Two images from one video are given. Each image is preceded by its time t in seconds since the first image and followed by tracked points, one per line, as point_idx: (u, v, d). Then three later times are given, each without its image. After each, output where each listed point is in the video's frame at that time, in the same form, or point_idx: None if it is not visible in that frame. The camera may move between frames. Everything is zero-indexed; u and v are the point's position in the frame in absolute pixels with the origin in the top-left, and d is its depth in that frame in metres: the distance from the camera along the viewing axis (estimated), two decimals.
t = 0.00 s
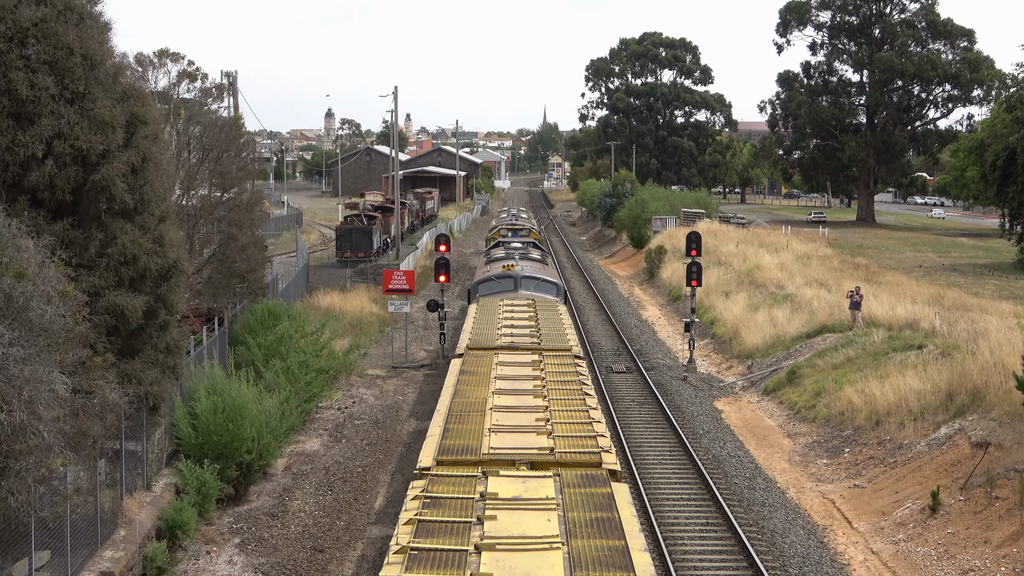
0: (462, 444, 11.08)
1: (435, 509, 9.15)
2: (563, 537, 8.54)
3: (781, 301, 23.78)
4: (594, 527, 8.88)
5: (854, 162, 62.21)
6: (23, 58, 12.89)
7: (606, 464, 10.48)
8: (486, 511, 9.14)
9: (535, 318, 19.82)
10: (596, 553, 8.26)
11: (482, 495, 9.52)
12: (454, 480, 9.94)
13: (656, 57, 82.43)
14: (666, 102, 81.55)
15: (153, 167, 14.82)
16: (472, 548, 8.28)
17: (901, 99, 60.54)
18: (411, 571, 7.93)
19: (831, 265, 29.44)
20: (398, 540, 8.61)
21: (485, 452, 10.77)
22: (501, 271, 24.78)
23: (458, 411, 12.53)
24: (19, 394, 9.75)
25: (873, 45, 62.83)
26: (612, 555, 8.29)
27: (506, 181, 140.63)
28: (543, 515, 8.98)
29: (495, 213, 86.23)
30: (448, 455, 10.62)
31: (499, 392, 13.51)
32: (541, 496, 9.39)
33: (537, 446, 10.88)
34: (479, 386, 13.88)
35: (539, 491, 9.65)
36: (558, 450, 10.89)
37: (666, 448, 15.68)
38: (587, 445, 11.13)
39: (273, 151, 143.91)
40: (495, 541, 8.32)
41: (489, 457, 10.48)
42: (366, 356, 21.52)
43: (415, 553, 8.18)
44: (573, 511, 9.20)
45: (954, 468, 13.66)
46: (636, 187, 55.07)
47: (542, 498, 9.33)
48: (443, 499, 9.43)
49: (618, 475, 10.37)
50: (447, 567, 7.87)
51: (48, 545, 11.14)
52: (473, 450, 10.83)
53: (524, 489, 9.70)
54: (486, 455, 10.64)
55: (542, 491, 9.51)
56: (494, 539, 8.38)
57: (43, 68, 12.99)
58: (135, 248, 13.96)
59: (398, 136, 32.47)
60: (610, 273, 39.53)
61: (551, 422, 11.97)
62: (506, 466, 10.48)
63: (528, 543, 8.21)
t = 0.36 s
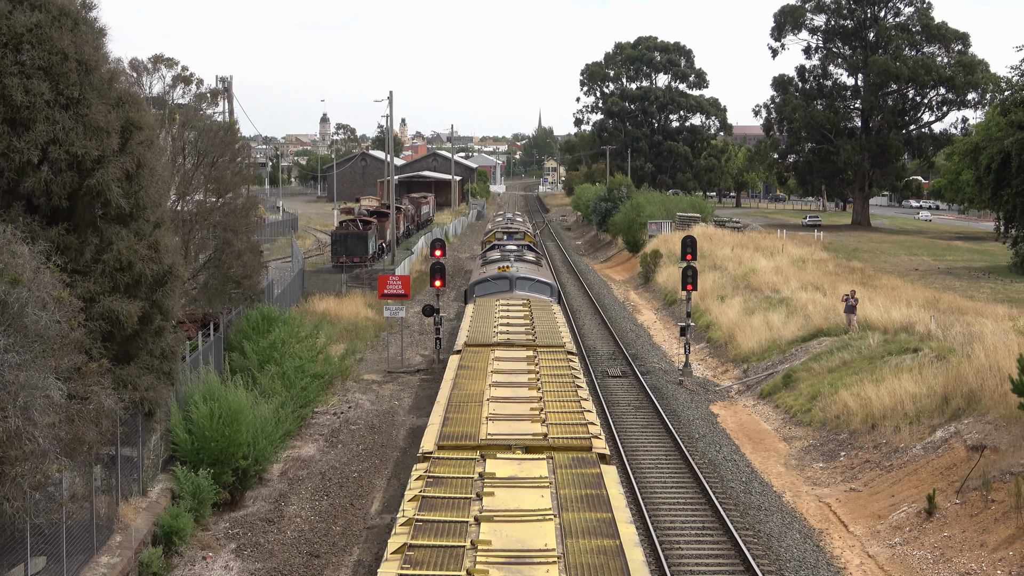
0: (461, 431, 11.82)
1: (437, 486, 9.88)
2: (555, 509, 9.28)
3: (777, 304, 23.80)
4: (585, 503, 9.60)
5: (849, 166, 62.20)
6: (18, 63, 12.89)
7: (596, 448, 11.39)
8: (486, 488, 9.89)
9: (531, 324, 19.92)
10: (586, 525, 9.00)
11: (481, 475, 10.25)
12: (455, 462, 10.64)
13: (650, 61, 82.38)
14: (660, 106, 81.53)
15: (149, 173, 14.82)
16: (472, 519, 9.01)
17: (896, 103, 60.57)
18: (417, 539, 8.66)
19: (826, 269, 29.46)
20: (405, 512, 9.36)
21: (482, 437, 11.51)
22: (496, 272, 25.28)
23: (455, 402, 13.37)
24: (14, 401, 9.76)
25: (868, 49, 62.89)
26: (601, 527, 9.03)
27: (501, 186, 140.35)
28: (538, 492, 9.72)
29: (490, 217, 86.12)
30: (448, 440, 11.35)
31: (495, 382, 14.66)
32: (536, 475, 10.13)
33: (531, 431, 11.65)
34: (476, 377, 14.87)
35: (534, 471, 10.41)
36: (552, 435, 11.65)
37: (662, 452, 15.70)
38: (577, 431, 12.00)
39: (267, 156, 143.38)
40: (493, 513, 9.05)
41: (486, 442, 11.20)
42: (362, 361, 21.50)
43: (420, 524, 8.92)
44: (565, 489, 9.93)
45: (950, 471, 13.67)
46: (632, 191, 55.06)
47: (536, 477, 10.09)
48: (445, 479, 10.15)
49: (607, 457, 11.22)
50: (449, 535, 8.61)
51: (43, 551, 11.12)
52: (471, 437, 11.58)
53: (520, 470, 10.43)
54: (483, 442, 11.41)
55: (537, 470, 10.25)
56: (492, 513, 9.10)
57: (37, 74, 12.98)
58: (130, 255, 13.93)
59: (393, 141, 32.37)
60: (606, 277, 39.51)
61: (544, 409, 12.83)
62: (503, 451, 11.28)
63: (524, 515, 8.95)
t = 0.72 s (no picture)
0: (461, 421, 12.50)
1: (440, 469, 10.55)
2: (550, 488, 9.97)
3: (773, 308, 23.82)
4: (578, 484, 10.29)
5: (846, 170, 62.18)
6: (13, 72, 12.89)
7: (589, 436, 12.13)
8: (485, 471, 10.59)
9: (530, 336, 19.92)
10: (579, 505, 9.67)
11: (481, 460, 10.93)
12: (456, 448, 11.33)
13: (645, 66, 82.40)
14: (656, 111, 81.51)
15: (145, 181, 14.80)
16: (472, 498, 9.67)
17: (891, 107, 60.63)
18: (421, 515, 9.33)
19: (822, 273, 29.50)
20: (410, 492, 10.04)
21: (481, 427, 12.23)
22: (492, 274, 25.63)
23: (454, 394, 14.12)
24: (11, 410, 9.76)
25: (862, 53, 62.97)
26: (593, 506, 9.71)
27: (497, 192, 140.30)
28: (534, 475, 10.41)
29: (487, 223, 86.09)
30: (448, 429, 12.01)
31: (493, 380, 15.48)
32: (532, 459, 10.83)
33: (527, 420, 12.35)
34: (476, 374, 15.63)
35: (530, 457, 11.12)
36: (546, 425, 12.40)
37: (660, 457, 15.69)
38: (571, 422, 12.67)
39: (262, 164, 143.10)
40: (492, 493, 9.72)
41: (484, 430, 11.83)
42: (359, 368, 21.50)
43: (425, 501, 9.57)
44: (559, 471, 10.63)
45: (948, 474, 13.68)
46: (628, 196, 55.07)
47: (532, 460, 10.79)
48: (446, 465, 10.81)
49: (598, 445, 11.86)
50: (452, 512, 9.29)
51: (41, 560, 11.11)
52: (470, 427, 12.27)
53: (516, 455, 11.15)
54: (482, 430, 12.08)
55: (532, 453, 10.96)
56: (492, 492, 9.74)
57: (32, 83, 12.99)
58: (127, 263, 13.92)
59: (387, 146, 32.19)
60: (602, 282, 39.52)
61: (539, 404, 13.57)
62: (501, 439, 11.92)
63: (521, 493, 9.63)
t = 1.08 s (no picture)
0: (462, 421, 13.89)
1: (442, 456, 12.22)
2: (543, 473, 11.64)
3: (769, 314, 23.82)
4: (570, 469, 11.94)
5: (842, 176, 61.96)
6: (9, 78, 12.90)
7: (581, 427, 13.74)
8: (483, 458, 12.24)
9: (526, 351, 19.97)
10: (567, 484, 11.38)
11: (478, 448, 12.62)
12: (454, 437, 13.01)
13: (641, 72, 82.42)
14: (652, 117, 81.59)
15: (140, 187, 14.78)
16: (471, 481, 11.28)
17: (887, 113, 60.74)
18: (425, 495, 10.88)
19: (818, 279, 29.53)
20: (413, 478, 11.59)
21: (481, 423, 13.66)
22: (489, 278, 25.93)
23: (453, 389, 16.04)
24: (7, 415, 9.73)
25: (858, 59, 63.02)
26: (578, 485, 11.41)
27: (492, 197, 140.14)
28: (528, 461, 11.99)
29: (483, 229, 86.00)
30: (449, 421, 13.84)
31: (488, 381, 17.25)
32: (528, 448, 12.43)
33: (522, 411, 14.15)
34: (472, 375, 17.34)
35: (524, 444, 12.88)
36: (540, 416, 14.26)
37: (655, 463, 15.68)
38: (566, 419, 14.17)
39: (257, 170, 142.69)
40: (490, 476, 11.31)
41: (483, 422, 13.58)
42: (354, 374, 21.49)
43: (427, 482, 11.17)
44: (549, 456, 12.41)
45: (944, 480, 13.68)
46: (624, 203, 55.05)
47: (526, 447, 12.56)
48: (447, 454, 12.41)
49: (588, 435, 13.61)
50: (452, 491, 10.82)
51: (36, 566, 11.08)
52: (470, 424, 13.83)
53: (511, 443, 12.92)
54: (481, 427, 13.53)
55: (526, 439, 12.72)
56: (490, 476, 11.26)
57: (28, 88, 13.00)
58: (122, 269, 13.91)
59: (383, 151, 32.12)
60: (598, 288, 39.52)
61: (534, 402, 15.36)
62: (500, 433, 13.39)
63: (516, 473, 11.31)
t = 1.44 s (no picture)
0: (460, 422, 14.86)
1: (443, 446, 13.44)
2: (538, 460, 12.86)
3: (767, 323, 23.83)
4: (562, 457, 13.15)
5: (839, 186, 61.56)
6: (8, 84, 12.91)
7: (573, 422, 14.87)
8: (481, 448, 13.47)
9: (523, 364, 20.03)
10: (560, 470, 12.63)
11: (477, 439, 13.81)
12: (454, 435, 13.97)
13: (639, 80, 82.47)
14: (651, 125, 81.81)
15: (138, 194, 14.78)
16: (470, 467, 12.45)
17: (884, 123, 60.86)
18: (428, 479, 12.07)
19: (816, 288, 29.57)
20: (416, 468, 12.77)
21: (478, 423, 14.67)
22: (487, 283, 26.00)
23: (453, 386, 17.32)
24: (3, 422, 9.74)
25: (856, 68, 63.14)
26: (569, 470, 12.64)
27: (491, 205, 139.90)
28: (525, 452, 13.18)
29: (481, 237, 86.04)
30: (449, 413, 15.14)
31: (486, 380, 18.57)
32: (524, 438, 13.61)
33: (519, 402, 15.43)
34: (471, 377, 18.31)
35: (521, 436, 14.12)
36: (536, 415, 15.31)
37: (653, 472, 15.66)
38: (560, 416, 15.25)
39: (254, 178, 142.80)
40: (487, 464, 12.39)
41: (482, 414, 14.90)
42: (352, 381, 21.49)
43: (430, 468, 12.32)
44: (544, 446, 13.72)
45: (940, 489, 13.70)
46: (622, 211, 55.11)
47: (522, 437, 13.78)
48: (447, 449, 13.40)
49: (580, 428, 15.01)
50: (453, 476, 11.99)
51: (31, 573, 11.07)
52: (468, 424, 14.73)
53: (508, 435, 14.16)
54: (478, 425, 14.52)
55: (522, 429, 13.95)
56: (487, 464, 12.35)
57: (27, 95, 13.01)
58: (120, 276, 13.92)
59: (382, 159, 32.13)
60: (596, 296, 39.57)
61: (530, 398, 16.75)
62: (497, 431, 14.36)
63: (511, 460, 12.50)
